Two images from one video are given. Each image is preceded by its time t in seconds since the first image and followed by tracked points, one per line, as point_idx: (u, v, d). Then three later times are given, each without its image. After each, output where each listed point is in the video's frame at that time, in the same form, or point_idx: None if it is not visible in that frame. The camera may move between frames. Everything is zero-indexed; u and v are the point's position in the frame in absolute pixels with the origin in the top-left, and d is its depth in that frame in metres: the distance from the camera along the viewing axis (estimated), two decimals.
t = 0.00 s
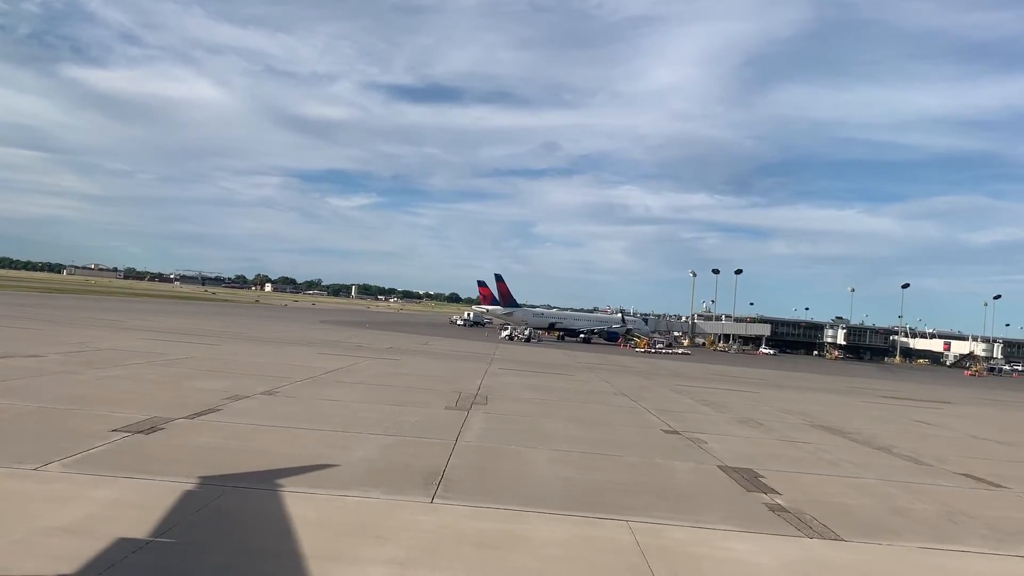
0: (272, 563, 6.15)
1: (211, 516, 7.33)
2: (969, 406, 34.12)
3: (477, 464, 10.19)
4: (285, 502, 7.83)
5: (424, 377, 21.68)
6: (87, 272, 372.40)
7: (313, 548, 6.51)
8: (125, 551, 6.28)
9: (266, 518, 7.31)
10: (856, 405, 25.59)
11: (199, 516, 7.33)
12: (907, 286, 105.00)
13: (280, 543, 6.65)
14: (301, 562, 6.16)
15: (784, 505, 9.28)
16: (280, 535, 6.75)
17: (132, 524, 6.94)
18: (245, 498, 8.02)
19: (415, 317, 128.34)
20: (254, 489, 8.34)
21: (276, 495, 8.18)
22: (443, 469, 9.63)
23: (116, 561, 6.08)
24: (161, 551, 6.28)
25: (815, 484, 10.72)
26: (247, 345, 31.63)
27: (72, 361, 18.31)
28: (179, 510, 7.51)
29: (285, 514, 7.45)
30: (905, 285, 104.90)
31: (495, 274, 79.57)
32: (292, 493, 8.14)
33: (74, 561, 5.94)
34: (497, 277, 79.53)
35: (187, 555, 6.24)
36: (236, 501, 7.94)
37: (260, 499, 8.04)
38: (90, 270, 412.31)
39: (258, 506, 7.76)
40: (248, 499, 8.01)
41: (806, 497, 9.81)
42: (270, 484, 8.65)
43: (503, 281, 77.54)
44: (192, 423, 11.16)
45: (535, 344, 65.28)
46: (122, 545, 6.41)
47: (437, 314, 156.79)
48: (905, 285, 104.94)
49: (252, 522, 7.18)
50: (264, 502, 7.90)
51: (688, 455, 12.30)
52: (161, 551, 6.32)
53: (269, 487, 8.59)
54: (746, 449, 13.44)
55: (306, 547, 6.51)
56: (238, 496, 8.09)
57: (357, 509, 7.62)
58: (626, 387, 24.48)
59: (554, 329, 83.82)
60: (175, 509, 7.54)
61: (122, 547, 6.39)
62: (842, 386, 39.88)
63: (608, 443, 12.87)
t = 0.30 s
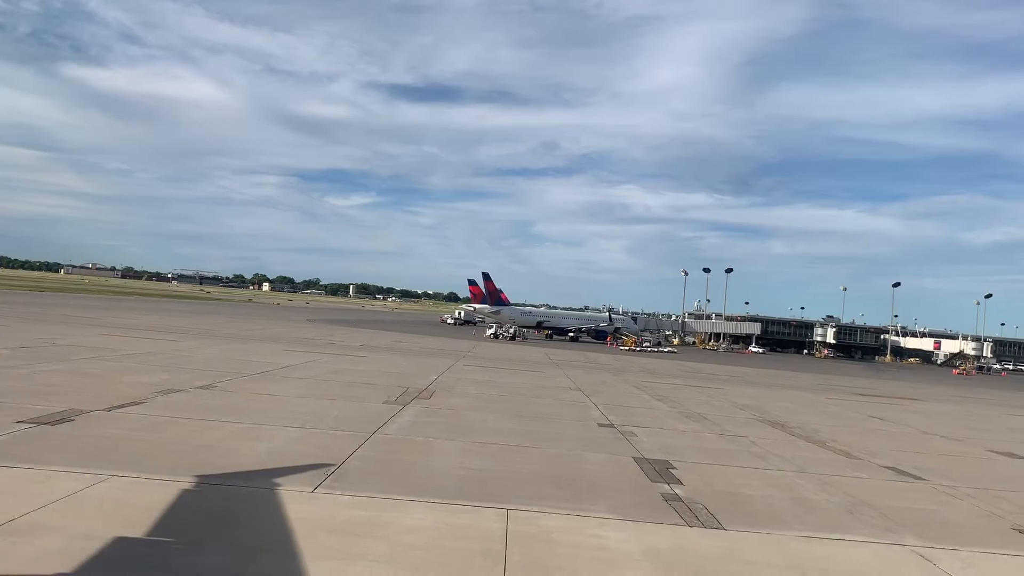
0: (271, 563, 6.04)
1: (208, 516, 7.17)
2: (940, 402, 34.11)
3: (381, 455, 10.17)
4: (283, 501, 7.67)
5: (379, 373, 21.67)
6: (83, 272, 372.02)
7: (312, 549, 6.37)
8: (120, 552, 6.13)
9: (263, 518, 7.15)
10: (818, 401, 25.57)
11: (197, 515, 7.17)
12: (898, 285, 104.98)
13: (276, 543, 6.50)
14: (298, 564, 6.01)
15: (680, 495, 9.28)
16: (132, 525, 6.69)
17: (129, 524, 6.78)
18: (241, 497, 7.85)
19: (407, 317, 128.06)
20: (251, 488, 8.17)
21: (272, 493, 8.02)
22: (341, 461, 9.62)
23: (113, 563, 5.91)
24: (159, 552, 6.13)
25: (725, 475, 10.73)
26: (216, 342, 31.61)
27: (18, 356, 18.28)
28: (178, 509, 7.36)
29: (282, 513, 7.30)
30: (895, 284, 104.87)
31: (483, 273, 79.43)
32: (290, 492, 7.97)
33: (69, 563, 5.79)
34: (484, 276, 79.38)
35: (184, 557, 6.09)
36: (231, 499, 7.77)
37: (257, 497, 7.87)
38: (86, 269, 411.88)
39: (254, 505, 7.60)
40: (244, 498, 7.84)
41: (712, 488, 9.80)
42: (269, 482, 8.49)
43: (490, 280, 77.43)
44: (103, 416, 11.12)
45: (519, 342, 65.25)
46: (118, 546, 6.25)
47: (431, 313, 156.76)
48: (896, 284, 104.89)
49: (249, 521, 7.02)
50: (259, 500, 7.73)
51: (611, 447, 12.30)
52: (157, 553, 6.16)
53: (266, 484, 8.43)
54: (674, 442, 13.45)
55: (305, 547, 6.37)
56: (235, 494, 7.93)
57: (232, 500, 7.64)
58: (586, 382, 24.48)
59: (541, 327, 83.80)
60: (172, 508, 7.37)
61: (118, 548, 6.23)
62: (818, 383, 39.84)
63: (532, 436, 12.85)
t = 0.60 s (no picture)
0: (273, 561, 6.05)
1: (212, 514, 7.13)
2: (910, 400, 34.15)
3: (287, 446, 10.23)
4: (286, 502, 7.63)
5: (333, 368, 21.76)
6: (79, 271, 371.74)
7: (314, 549, 6.35)
8: (126, 550, 6.10)
9: (266, 518, 7.12)
10: (779, 398, 25.64)
11: (201, 513, 7.14)
12: (888, 284, 104.98)
13: (277, 544, 6.46)
14: (299, 564, 5.98)
15: (575, 484, 9.35)
16: None
17: (133, 522, 6.75)
18: (244, 496, 7.81)
19: (399, 316, 128.19)
20: (254, 488, 8.14)
21: (275, 494, 7.99)
22: (241, 452, 9.70)
23: (118, 559, 5.92)
24: (164, 550, 6.10)
25: (634, 465, 10.81)
26: (184, 340, 31.68)
27: None
28: (182, 508, 7.31)
29: (285, 514, 7.27)
30: (885, 283, 104.88)
31: (470, 272, 79.43)
32: (292, 494, 7.94)
33: (73, 559, 5.77)
34: (471, 275, 79.41)
35: (188, 556, 6.06)
36: (232, 499, 7.73)
37: (259, 498, 7.83)
38: (83, 269, 411.50)
39: (257, 505, 7.56)
40: (246, 498, 7.79)
41: (616, 479, 9.84)
42: (271, 483, 8.45)
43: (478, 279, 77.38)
44: (17, 410, 11.21)
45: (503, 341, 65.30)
46: (122, 544, 6.22)
47: (424, 312, 156.79)
48: (886, 284, 104.94)
49: (252, 521, 7.00)
50: (261, 500, 7.70)
51: (533, 440, 12.35)
52: (162, 550, 6.13)
53: (269, 485, 8.39)
54: (600, 435, 13.53)
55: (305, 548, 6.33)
56: (238, 493, 7.89)
57: (108, 488, 7.73)
58: (544, 378, 24.57)
59: (529, 326, 83.86)
60: (175, 507, 7.34)
61: (122, 546, 6.19)
62: (791, 381, 39.89)
63: (455, 428, 12.92)
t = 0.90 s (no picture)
0: (273, 560, 6.12)
1: (214, 516, 7.18)
2: (880, 398, 34.12)
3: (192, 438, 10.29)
4: (286, 503, 7.68)
5: (288, 365, 21.80)
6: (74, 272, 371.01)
7: (319, 549, 6.41)
8: (128, 550, 6.15)
9: (271, 519, 7.17)
10: (739, 394, 25.64)
11: (202, 515, 7.17)
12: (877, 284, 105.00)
13: (281, 544, 6.52)
14: (304, 565, 6.05)
15: (471, 475, 9.39)
16: None
17: (136, 523, 6.79)
18: (243, 498, 7.84)
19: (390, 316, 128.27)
20: (254, 490, 8.17)
21: (276, 495, 8.02)
22: (142, 443, 9.76)
23: (121, 559, 5.98)
24: (170, 551, 6.15)
25: (542, 456, 10.85)
26: (153, 338, 31.74)
27: None
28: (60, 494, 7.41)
29: (288, 514, 7.32)
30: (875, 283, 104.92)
31: (456, 272, 79.43)
32: (293, 495, 7.98)
33: None
34: (458, 274, 79.41)
35: (190, 557, 6.11)
36: (230, 500, 7.76)
37: (259, 500, 7.85)
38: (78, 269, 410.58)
39: (257, 506, 7.59)
40: (246, 499, 7.81)
41: (519, 472, 9.83)
42: (271, 484, 8.46)
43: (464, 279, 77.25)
44: None
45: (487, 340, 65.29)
46: (125, 545, 6.25)
47: (417, 313, 156.98)
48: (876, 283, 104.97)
49: (255, 523, 7.04)
50: (261, 502, 7.73)
51: (452, 434, 12.38)
52: (163, 551, 6.17)
53: (269, 487, 8.41)
54: (526, 428, 13.56)
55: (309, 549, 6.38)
56: (239, 495, 7.92)
57: None
58: (503, 375, 24.60)
59: (516, 326, 83.88)
60: (176, 507, 7.37)
61: (124, 547, 6.24)
62: (764, 379, 39.89)
63: (379, 423, 12.96)
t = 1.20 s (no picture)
0: (272, 561, 6.11)
1: (216, 516, 7.20)
2: (850, 395, 34.07)
3: (95, 431, 10.30)
4: (285, 502, 7.70)
5: (241, 362, 21.78)
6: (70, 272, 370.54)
7: (320, 548, 6.44)
8: (128, 550, 6.18)
9: (271, 519, 7.20)
10: (699, 391, 25.64)
11: (202, 515, 7.19)
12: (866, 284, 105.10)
13: (283, 544, 6.54)
14: (304, 563, 6.08)
15: (365, 468, 9.39)
16: None
17: (136, 522, 6.82)
18: (242, 498, 7.86)
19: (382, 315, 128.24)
20: (252, 490, 8.19)
21: (274, 495, 8.05)
22: (41, 435, 9.78)
23: (121, 560, 5.97)
24: (172, 550, 6.18)
25: (452, 448, 10.83)
26: (120, 337, 31.68)
27: None
28: None
29: (287, 514, 7.35)
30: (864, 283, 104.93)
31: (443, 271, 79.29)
32: (292, 495, 8.00)
33: None
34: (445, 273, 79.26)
35: (191, 557, 6.14)
36: (228, 501, 7.78)
37: (258, 500, 7.88)
38: (74, 269, 409.79)
39: (255, 506, 7.61)
40: (245, 500, 7.84)
41: (421, 463, 9.84)
42: (270, 485, 8.48)
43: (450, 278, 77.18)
44: None
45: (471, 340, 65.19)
46: (125, 545, 6.27)
47: (409, 312, 156.95)
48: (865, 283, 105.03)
49: (256, 523, 7.06)
50: (261, 502, 7.76)
51: (372, 428, 12.37)
52: (163, 550, 6.21)
53: (268, 487, 8.43)
54: (452, 421, 13.53)
55: (309, 548, 6.40)
56: (237, 496, 7.94)
57: None
58: (462, 371, 24.56)
59: (503, 325, 83.78)
60: (178, 508, 7.40)
61: (125, 546, 6.27)
62: (738, 377, 39.89)
63: (302, 417, 12.95)
